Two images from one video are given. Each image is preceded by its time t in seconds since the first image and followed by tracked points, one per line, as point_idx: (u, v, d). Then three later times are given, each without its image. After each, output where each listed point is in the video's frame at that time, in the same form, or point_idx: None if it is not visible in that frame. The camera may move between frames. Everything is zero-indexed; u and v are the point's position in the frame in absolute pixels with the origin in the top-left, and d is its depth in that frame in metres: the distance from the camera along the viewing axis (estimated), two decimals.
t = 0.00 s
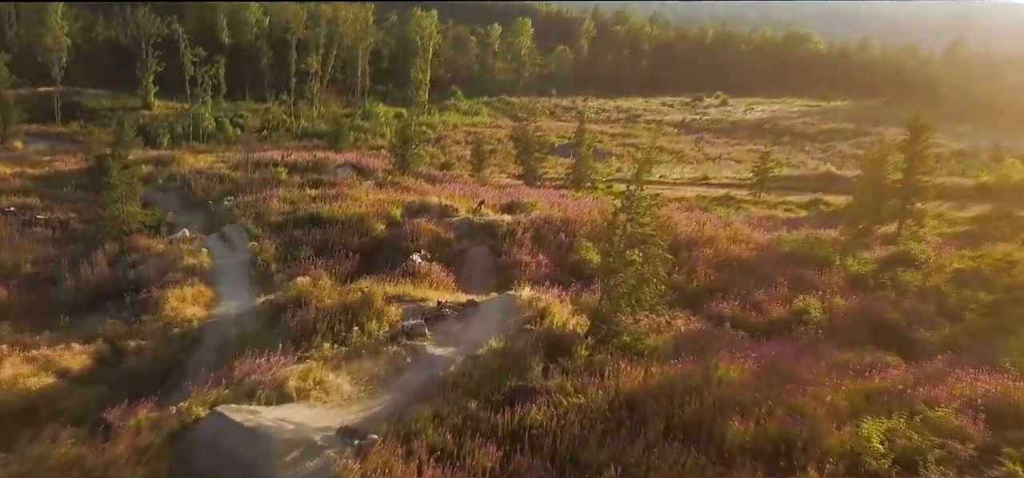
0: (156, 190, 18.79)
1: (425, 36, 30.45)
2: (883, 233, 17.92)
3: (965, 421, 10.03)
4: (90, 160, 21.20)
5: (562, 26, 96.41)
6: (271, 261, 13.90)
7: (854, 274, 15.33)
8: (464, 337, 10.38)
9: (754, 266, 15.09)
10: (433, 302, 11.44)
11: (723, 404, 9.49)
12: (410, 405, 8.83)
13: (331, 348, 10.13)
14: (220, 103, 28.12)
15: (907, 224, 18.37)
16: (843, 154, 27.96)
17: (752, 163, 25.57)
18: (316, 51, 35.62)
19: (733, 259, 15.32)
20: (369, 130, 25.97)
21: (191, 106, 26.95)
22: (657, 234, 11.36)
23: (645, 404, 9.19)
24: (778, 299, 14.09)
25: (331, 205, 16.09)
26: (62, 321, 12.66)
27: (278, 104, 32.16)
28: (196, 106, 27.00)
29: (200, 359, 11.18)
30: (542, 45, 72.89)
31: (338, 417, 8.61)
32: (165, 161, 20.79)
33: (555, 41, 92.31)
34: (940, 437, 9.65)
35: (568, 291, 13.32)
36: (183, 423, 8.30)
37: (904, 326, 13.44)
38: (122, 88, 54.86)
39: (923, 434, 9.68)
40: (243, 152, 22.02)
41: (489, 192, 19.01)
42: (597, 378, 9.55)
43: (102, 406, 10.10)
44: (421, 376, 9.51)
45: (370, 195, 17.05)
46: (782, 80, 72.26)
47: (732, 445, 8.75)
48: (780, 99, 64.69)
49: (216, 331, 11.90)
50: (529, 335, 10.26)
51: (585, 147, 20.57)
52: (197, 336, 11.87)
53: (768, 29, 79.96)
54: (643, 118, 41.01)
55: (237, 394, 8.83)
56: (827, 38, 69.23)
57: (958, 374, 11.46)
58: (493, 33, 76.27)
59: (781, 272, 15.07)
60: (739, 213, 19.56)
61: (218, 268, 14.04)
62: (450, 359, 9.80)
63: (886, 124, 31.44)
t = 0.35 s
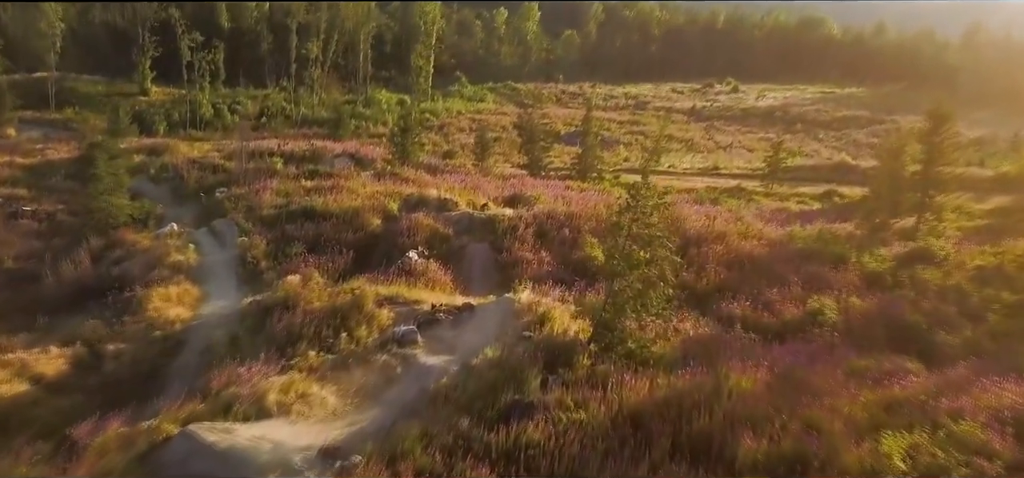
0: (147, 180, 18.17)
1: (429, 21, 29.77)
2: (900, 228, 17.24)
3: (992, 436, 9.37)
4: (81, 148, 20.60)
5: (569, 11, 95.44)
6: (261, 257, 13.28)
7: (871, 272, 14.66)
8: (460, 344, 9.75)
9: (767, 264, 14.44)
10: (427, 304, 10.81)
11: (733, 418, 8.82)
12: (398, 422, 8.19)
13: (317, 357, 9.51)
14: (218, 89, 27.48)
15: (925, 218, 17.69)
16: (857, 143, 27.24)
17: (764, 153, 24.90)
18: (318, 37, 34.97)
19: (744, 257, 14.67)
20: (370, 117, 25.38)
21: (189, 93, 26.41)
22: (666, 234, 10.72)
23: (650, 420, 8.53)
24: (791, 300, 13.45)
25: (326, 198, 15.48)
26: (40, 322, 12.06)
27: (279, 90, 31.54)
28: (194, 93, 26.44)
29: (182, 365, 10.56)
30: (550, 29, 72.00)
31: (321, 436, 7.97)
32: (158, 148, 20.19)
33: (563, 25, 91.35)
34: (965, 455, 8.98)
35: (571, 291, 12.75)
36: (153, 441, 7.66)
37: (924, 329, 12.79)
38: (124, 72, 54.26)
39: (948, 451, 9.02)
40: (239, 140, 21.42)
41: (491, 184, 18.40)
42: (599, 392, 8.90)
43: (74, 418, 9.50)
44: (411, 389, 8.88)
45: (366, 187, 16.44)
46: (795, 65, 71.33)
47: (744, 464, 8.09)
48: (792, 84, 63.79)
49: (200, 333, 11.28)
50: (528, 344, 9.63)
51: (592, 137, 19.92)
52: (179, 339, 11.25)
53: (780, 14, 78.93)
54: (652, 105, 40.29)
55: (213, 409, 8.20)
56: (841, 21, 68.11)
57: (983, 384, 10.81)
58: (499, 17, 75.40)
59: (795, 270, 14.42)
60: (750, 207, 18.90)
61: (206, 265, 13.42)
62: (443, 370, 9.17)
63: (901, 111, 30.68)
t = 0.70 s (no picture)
0: (138, 171, 17.58)
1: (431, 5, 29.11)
2: (919, 223, 16.59)
3: None
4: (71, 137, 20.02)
5: None
6: (249, 255, 12.67)
7: (888, 270, 14.00)
8: (455, 353, 9.13)
9: (780, 263, 13.80)
10: (420, 308, 10.19)
11: (745, 435, 8.17)
12: (383, 443, 7.57)
13: (300, 367, 8.90)
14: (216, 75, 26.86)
15: (945, 211, 17.01)
16: (872, 132, 26.53)
17: (775, 143, 24.22)
18: (319, 22, 34.32)
19: (756, 253, 14.03)
20: (371, 104, 24.79)
21: (185, 78, 25.85)
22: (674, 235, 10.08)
23: (655, 440, 7.88)
24: (805, 301, 12.82)
25: (320, 191, 14.88)
26: (16, 326, 11.47)
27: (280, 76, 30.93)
28: (191, 78, 25.88)
29: (162, 372, 9.96)
30: (556, 14, 71.18)
31: (300, 458, 7.33)
32: (150, 136, 19.58)
33: (570, 10, 90.44)
34: (993, 475, 8.29)
35: (574, 292, 12.15)
36: (116, 466, 7.04)
37: (945, 331, 12.15)
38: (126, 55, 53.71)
39: (976, 470, 8.36)
40: (235, 129, 20.83)
41: (494, 176, 17.80)
42: (600, 409, 8.26)
43: (42, 433, 8.91)
44: (400, 404, 8.25)
45: (363, 179, 15.83)
46: (807, 50, 70.44)
47: None
48: (803, 70, 62.90)
49: (182, 337, 10.67)
50: (526, 355, 9.00)
51: (598, 126, 19.28)
52: (159, 343, 10.65)
53: None
54: (660, 91, 39.57)
55: (184, 429, 7.58)
56: (854, 6, 67.15)
57: (1010, 395, 10.15)
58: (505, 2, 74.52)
59: (808, 268, 13.79)
60: (762, 200, 18.24)
61: (193, 263, 12.81)
62: (434, 383, 8.54)
63: (917, 98, 29.93)
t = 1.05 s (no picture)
0: (129, 162, 17.05)
1: None
2: (937, 217, 15.97)
3: None
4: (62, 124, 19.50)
5: None
6: (238, 252, 12.13)
7: (905, 269, 13.39)
8: (448, 364, 8.57)
9: (792, 262, 13.21)
10: (413, 313, 9.63)
11: (756, 455, 7.57)
12: (366, 466, 7.01)
13: (283, 379, 8.35)
14: (215, 60, 26.30)
15: (963, 204, 16.39)
16: (886, 121, 25.89)
17: (787, 133, 23.60)
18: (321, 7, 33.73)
19: (767, 251, 13.45)
20: (372, 92, 24.23)
21: (184, 63, 25.31)
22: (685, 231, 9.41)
23: (660, 462, 7.29)
24: (819, 302, 12.23)
25: (314, 185, 14.34)
26: None
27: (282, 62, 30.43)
28: (190, 64, 25.34)
29: (141, 380, 9.44)
30: None
31: None
32: (143, 124, 19.05)
33: None
34: None
35: (576, 293, 11.61)
36: None
37: (966, 334, 11.55)
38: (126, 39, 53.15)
39: None
40: (231, 117, 20.28)
41: (496, 168, 17.24)
42: (601, 426, 7.68)
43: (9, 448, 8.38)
44: (387, 422, 7.70)
45: (360, 172, 15.29)
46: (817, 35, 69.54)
47: None
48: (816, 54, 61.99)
49: (164, 341, 10.14)
50: (522, 368, 8.44)
51: (604, 114, 18.70)
52: (140, 348, 10.11)
53: None
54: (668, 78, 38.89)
55: (153, 451, 7.03)
56: None
57: None
58: None
59: (822, 267, 13.20)
60: (773, 193, 17.65)
61: (179, 261, 12.26)
62: (425, 399, 7.98)
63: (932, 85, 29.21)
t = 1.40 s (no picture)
0: (119, 152, 16.46)
1: None
2: (958, 212, 15.30)
3: None
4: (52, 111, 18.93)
5: None
6: (225, 250, 11.54)
7: (926, 268, 12.75)
8: (439, 379, 7.99)
9: (806, 261, 12.59)
10: (404, 321, 9.05)
11: None
12: None
13: (262, 394, 7.76)
14: (213, 45, 25.70)
15: (985, 198, 15.71)
16: (902, 109, 25.19)
17: (800, 122, 22.94)
18: None
19: (780, 250, 12.82)
20: (374, 79, 23.63)
21: (181, 48, 24.71)
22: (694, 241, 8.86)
23: None
24: (835, 305, 11.60)
25: (307, 178, 13.75)
26: None
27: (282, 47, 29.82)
28: (187, 48, 24.74)
29: (115, 390, 8.86)
30: None
31: None
32: (135, 112, 18.45)
33: None
34: None
35: (578, 296, 11.02)
36: None
37: (992, 339, 10.90)
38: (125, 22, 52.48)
39: None
40: (227, 104, 19.69)
41: (498, 159, 16.64)
42: (603, 450, 7.07)
43: None
44: (372, 443, 7.11)
45: (356, 164, 14.69)
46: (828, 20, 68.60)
47: None
48: (830, 37, 61.01)
49: (142, 347, 9.56)
50: (518, 384, 7.82)
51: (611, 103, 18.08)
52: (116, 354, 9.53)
53: None
54: (677, 63, 38.18)
55: None
56: None
57: None
58: None
59: (838, 267, 12.57)
60: (787, 186, 17.02)
61: (163, 259, 11.67)
62: (412, 418, 7.39)
63: (950, 71, 28.45)
